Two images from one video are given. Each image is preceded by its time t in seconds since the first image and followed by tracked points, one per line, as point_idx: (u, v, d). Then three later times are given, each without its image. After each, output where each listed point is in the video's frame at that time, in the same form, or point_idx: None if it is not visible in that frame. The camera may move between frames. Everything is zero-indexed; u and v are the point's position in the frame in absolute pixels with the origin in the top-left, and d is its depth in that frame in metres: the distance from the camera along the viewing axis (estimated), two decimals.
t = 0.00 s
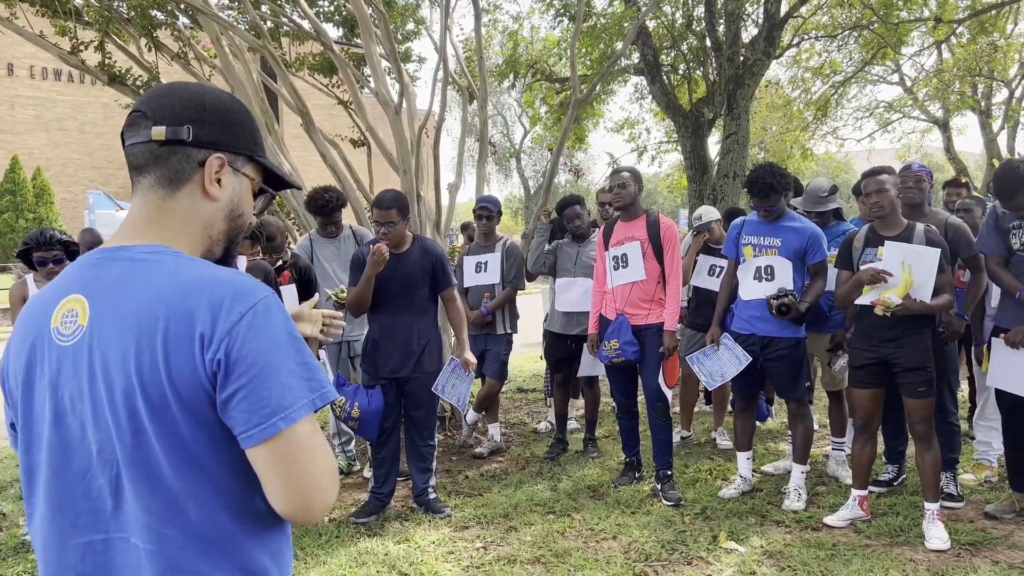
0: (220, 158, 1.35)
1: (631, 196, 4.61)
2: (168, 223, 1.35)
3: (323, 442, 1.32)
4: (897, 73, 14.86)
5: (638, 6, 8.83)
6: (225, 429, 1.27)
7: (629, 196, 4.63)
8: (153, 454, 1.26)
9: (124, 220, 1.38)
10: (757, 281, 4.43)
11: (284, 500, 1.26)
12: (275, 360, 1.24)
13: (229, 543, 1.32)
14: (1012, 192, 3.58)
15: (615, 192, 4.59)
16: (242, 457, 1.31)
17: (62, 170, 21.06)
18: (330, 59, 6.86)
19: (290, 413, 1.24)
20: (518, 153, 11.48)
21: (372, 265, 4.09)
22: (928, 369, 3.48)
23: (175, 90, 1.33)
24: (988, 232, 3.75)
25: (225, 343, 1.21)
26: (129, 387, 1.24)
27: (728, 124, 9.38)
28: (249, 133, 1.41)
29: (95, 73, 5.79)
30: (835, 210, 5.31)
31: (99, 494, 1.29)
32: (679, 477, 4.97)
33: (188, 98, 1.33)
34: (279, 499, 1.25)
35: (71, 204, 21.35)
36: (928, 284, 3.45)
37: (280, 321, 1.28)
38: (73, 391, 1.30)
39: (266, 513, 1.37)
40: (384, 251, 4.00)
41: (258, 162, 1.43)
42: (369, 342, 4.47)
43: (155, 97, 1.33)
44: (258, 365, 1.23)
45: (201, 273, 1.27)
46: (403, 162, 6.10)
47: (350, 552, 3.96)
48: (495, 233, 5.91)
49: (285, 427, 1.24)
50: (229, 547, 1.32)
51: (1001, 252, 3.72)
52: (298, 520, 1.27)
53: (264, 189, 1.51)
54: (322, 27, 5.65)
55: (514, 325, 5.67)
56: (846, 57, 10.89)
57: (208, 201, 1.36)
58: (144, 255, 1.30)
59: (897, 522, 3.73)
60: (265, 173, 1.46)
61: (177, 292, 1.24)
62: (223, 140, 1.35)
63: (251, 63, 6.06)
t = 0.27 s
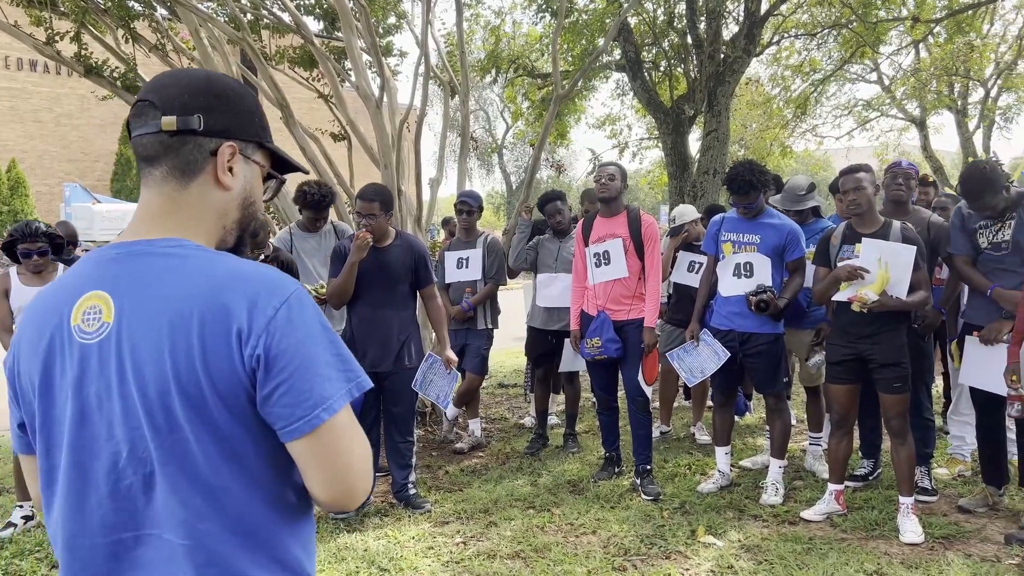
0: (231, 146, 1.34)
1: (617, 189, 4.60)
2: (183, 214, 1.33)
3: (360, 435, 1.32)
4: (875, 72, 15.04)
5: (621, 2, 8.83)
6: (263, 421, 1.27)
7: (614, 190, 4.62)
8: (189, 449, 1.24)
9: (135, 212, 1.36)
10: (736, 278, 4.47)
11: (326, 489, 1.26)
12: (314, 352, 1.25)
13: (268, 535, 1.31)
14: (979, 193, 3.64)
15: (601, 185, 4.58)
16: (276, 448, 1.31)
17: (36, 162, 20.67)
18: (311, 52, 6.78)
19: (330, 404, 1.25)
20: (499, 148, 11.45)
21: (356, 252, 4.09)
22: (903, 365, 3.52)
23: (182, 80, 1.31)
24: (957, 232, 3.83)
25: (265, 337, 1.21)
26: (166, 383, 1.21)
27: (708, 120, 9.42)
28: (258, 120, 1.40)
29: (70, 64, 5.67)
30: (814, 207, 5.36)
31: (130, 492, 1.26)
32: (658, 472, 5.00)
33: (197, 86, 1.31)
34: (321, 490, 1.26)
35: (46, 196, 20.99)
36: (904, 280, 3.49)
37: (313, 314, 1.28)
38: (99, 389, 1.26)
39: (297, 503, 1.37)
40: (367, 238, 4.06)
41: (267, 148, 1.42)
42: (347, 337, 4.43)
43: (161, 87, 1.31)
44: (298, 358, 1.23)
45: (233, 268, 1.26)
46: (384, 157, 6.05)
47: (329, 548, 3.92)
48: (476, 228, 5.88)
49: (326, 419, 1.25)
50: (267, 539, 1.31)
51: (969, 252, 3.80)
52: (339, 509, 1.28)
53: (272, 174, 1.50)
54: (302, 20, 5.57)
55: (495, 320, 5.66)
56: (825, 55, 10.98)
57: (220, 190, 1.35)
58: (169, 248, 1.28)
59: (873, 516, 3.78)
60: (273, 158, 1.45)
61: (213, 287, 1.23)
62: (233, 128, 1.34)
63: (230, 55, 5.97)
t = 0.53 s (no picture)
0: (227, 143, 1.33)
1: (593, 191, 4.60)
2: (184, 215, 1.33)
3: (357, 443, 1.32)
4: (848, 75, 15.26)
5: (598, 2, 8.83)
6: (264, 422, 1.26)
7: (591, 191, 4.62)
8: (190, 447, 1.23)
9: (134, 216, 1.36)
10: (710, 278, 4.50)
11: (325, 493, 1.26)
12: (318, 356, 1.25)
13: (264, 536, 1.30)
14: (947, 197, 3.68)
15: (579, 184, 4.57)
16: (275, 449, 1.30)
17: (2, 158, 20.15)
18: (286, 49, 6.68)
19: (332, 407, 1.25)
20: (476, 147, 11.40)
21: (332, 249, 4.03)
22: (873, 365, 3.57)
23: (167, 80, 1.27)
24: (925, 234, 3.87)
25: (270, 338, 1.21)
26: (169, 380, 1.20)
27: (684, 121, 9.45)
28: (249, 107, 1.38)
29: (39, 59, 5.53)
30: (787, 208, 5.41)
31: (127, 489, 1.23)
32: (633, 471, 5.01)
33: (184, 82, 1.28)
34: (319, 494, 1.26)
35: (13, 193, 20.47)
36: (875, 281, 3.54)
37: (317, 317, 1.29)
38: (99, 386, 1.24)
39: (294, 504, 1.36)
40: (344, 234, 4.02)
41: (261, 134, 1.41)
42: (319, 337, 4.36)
43: (147, 89, 1.27)
44: (303, 361, 1.23)
45: (238, 270, 1.26)
46: (359, 155, 5.98)
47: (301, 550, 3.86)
48: (452, 227, 5.85)
49: (328, 423, 1.25)
50: (265, 540, 1.30)
51: (937, 254, 3.84)
52: (336, 514, 1.28)
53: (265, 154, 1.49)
54: (276, 16, 5.48)
55: (471, 320, 5.63)
56: (799, 57, 11.10)
57: (219, 186, 1.35)
58: (173, 248, 1.27)
59: (844, 514, 3.82)
60: (267, 141, 1.44)
61: (219, 288, 1.23)
62: (227, 123, 1.32)
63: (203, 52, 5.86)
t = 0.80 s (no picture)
0: (201, 146, 1.29)
1: (566, 193, 4.59)
2: (156, 218, 1.29)
3: (327, 448, 1.28)
4: (817, 78, 15.53)
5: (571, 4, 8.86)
6: (234, 424, 1.22)
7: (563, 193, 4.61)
8: (157, 449, 1.18)
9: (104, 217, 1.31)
10: (683, 280, 4.52)
11: (295, 497, 1.23)
12: (290, 357, 1.22)
13: (231, 541, 1.26)
14: (923, 193, 3.68)
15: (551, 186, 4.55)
16: (245, 452, 1.26)
17: None
18: (257, 48, 6.58)
19: (303, 410, 1.21)
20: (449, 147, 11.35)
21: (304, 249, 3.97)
22: (843, 365, 3.62)
23: (141, 79, 1.23)
24: (899, 233, 3.95)
25: (242, 339, 1.18)
26: (136, 381, 1.17)
27: (657, 123, 9.51)
28: (224, 109, 1.34)
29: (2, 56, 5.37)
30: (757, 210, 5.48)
31: (90, 492, 1.18)
32: (606, 471, 5.02)
33: (158, 82, 1.24)
34: (288, 498, 1.22)
35: None
36: (844, 283, 3.59)
37: (289, 319, 1.25)
38: (64, 386, 1.19)
39: (262, 509, 1.32)
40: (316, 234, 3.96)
41: (235, 136, 1.37)
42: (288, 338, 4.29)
43: (120, 89, 1.23)
44: (274, 363, 1.19)
45: (209, 270, 1.22)
46: (331, 155, 5.91)
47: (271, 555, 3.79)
48: (424, 227, 5.81)
49: (298, 426, 1.21)
50: (232, 545, 1.26)
51: (909, 253, 3.92)
52: (305, 518, 1.24)
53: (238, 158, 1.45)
54: (246, 14, 5.39)
55: (443, 321, 5.59)
56: (769, 61, 11.25)
57: (192, 189, 1.32)
58: (143, 248, 1.23)
59: (814, 513, 3.87)
60: (242, 144, 1.40)
61: (189, 287, 1.19)
62: (202, 126, 1.28)
63: (172, 49, 5.74)
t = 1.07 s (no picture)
0: (164, 153, 1.26)
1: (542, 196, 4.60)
2: (113, 223, 1.26)
3: (289, 457, 1.25)
4: (784, 82, 15.80)
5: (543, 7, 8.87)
6: (192, 434, 1.20)
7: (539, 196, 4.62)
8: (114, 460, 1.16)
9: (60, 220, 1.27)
10: (657, 282, 4.55)
11: (255, 508, 1.20)
12: (250, 365, 1.19)
13: (189, 555, 1.23)
14: (898, 192, 3.78)
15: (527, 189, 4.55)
16: (205, 463, 1.24)
17: None
18: (226, 48, 6.47)
19: (264, 420, 1.19)
20: (421, 150, 11.29)
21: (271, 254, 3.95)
22: (813, 365, 3.68)
23: (108, 82, 1.20)
24: (874, 232, 4.04)
25: (201, 346, 1.15)
26: (90, 390, 1.14)
27: (628, 126, 9.57)
28: (190, 117, 1.32)
29: None
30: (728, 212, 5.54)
31: (43, 505, 1.14)
32: (580, 473, 5.04)
33: (124, 85, 1.21)
34: (248, 509, 1.20)
35: None
36: (814, 284, 3.65)
37: (250, 326, 1.23)
38: (16, 395, 1.15)
39: (223, 521, 1.29)
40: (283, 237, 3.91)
41: (199, 146, 1.35)
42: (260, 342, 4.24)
43: (86, 90, 1.20)
44: (234, 371, 1.17)
45: (168, 276, 1.19)
46: (302, 156, 5.84)
47: (243, 562, 3.72)
48: (396, 230, 5.79)
49: (259, 435, 1.19)
50: (189, 558, 1.23)
51: (882, 252, 4.00)
52: (266, 530, 1.22)
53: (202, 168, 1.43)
54: (215, 14, 5.30)
55: (416, 324, 5.56)
56: (738, 65, 11.40)
57: (153, 196, 1.28)
58: (99, 254, 1.20)
59: (786, 513, 3.92)
60: (206, 155, 1.38)
61: (147, 294, 1.16)
62: (166, 133, 1.26)
63: (139, 49, 5.63)
